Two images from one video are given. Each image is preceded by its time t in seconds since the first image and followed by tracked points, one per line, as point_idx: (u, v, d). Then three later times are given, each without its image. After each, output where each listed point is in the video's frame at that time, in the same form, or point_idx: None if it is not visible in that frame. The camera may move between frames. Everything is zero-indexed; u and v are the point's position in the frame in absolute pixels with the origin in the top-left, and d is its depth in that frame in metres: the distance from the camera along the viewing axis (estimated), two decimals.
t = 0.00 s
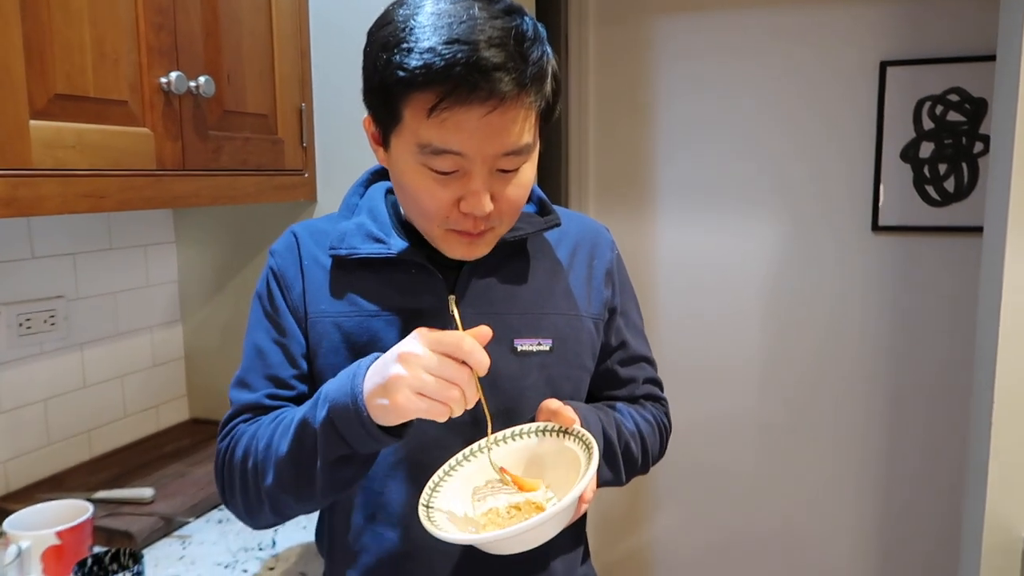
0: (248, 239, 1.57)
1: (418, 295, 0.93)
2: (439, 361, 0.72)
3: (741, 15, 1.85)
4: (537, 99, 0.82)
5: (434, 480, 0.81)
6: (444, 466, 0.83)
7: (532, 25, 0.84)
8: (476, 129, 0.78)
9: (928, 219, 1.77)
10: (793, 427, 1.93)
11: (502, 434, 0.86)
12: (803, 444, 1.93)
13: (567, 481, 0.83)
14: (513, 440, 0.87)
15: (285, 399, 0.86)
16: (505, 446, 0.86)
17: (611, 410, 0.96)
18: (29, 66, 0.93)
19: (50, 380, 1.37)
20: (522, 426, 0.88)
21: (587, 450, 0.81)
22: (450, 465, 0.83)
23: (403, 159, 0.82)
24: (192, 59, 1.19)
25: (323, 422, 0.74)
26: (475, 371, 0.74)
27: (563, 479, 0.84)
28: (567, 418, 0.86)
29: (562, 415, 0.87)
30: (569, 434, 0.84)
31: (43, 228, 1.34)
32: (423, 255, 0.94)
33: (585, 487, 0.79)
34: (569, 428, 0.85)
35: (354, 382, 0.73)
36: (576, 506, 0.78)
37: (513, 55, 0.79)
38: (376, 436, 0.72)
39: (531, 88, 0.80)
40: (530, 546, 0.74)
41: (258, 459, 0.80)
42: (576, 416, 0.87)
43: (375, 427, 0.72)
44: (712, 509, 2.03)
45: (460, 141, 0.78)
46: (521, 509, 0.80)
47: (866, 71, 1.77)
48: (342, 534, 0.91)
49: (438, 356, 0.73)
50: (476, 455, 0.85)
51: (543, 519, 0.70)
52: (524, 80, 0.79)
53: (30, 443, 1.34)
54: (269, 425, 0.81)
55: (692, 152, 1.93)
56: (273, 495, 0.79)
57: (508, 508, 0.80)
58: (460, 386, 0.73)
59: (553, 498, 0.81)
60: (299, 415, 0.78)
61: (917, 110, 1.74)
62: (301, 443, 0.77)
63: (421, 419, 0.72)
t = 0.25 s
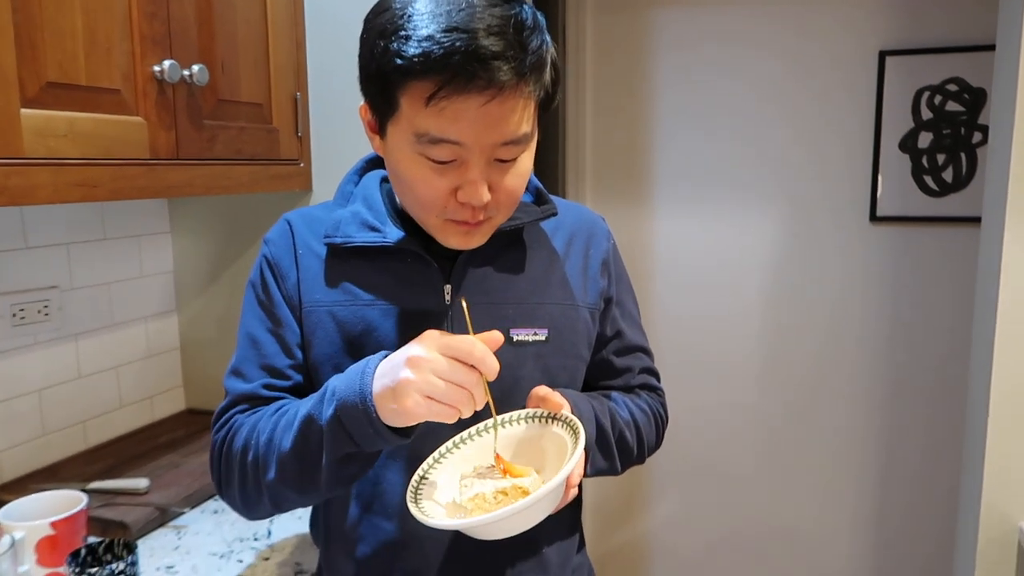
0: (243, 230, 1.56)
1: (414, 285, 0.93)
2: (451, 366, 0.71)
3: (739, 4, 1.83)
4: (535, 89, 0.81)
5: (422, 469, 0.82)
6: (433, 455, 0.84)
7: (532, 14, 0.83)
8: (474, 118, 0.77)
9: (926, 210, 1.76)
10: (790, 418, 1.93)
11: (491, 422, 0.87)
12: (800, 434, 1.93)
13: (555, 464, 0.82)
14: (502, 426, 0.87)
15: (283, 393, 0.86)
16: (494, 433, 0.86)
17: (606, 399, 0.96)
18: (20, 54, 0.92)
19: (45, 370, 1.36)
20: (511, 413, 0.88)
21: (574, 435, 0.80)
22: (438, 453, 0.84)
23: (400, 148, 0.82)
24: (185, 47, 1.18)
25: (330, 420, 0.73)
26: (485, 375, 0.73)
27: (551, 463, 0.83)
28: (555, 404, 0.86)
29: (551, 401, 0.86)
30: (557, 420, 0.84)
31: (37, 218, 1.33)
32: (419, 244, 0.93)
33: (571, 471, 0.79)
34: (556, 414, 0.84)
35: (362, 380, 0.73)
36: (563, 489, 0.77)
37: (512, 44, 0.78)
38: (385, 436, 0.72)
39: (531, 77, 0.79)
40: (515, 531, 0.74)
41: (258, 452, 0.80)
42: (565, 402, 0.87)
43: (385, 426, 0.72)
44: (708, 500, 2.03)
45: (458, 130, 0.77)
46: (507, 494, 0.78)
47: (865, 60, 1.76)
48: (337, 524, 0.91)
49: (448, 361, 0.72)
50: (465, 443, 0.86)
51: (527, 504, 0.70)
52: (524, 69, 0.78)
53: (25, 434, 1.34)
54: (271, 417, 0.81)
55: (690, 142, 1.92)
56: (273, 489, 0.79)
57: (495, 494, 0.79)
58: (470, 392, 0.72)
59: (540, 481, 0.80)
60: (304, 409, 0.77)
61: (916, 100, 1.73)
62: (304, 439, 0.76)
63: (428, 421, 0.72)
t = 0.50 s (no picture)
0: (237, 216, 1.55)
1: (408, 272, 0.92)
2: (390, 405, 0.69)
3: None
4: (533, 74, 0.80)
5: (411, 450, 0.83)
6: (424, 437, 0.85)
7: None
8: (470, 103, 0.76)
9: (924, 196, 1.75)
10: (786, 404, 1.94)
11: (484, 405, 0.87)
12: (796, 420, 1.94)
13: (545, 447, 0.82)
14: (496, 411, 0.86)
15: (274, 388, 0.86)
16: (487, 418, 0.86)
17: (601, 387, 0.95)
18: (9, 37, 0.91)
19: (39, 357, 1.36)
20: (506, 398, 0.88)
21: (565, 419, 0.80)
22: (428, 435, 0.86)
23: (395, 133, 0.80)
24: (176, 31, 1.17)
25: (302, 436, 0.74)
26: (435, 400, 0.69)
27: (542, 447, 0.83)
28: (551, 390, 0.84)
29: (546, 387, 0.85)
30: (552, 407, 0.84)
31: (29, 204, 1.32)
32: (412, 233, 0.93)
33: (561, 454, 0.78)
34: (552, 401, 0.84)
35: (327, 401, 0.73)
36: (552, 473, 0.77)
37: (509, 27, 0.77)
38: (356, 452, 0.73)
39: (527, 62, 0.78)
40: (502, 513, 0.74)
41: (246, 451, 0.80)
42: (560, 389, 0.85)
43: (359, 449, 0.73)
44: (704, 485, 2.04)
45: (454, 114, 0.76)
46: (495, 477, 0.78)
47: (864, 45, 1.75)
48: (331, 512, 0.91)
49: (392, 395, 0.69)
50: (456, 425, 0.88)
51: (511, 486, 0.70)
52: (521, 53, 0.77)
53: (20, 421, 1.33)
54: (257, 418, 0.81)
55: (688, 127, 1.91)
56: (262, 488, 0.80)
57: (483, 476, 0.78)
58: (423, 420, 0.69)
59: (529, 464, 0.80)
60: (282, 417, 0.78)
61: (915, 84, 1.72)
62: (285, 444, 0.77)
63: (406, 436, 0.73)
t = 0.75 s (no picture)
0: (236, 214, 1.55)
1: (403, 272, 0.92)
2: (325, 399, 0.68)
3: None
4: (525, 73, 0.80)
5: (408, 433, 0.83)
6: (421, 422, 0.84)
7: None
8: (462, 103, 0.76)
9: (922, 194, 1.75)
10: (784, 402, 1.94)
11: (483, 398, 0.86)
12: (794, 419, 1.94)
13: (537, 445, 0.82)
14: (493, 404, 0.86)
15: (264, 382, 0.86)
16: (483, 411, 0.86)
17: (598, 385, 0.95)
18: (4, 36, 0.91)
19: (37, 355, 1.36)
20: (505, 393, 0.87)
21: (557, 418, 0.80)
22: (428, 421, 0.85)
23: (389, 133, 0.80)
24: (173, 30, 1.16)
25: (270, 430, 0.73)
26: (365, 376, 0.67)
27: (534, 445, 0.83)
28: (546, 389, 0.84)
29: (543, 386, 0.85)
30: (547, 407, 0.83)
31: (27, 202, 1.32)
32: (407, 233, 0.93)
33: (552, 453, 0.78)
34: (547, 400, 0.83)
35: (288, 394, 0.72)
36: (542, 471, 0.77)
37: (501, 26, 0.77)
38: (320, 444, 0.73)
39: (519, 62, 0.78)
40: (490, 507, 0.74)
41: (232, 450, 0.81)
42: (556, 389, 0.86)
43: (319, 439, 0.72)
44: (702, 483, 2.04)
45: (446, 115, 0.76)
46: (481, 471, 0.78)
47: (863, 43, 1.74)
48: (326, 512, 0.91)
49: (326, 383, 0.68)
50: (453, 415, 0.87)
51: (502, 480, 0.70)
52: (513, 54, 0.77)
53: (18, 419, 1.34)
54: (242, 416, 0.81)
55: (687, 126, 1.90)
56: (247, 485, 0.80)
57: (471, 470, 0.78)
58: (361, 399, 0.68)
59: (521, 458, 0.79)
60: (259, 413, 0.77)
61: (914, 83, 1.72)
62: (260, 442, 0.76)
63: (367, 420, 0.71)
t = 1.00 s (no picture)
0: (235, 216, 1.55)
1: (402, 274, 0.92)
2: (301, 389, 0.68)
3: None
4: (523, 75, 0.80)
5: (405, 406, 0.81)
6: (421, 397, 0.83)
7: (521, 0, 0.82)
8: (459, 106, 0.75)
9: (923, 197, 1.75)
10: (784, 405, 1.94)
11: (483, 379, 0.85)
12: (794, 421, 1.93)
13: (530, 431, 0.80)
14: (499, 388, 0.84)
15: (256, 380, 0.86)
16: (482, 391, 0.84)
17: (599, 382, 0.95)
18: (4, 37, 0.91)
19: (37, 356, 1.36)
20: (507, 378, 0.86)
21: (551, 403, 0.78)
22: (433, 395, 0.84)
23: (387, 136, 0.80)
24: (173, 32, 1.17)
25: (248, 424, 0.74)
26: (342, 364, 0.67)
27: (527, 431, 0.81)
28: (545, 376, 0.83)
29: (542, 373, 0.84)
30: (545, 394, 0.80)
31: (27, 203, 1.32)
32: (407, 235, 0.93)
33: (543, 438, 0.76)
34: (544, 388, 0.81)
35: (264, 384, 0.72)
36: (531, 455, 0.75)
37: (498, 29, 0.77)
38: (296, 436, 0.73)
39: (517, 65, 0.78)
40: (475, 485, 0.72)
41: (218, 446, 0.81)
42: (556, 376, 0.84)
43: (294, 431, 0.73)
44: (702, 486, 2.04)
45: (444, 117, 0.76)
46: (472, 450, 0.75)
47: (863, 46, 1.74)
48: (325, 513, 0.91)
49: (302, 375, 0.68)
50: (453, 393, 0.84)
51: (488, 458, 0.68)
52: (511, 58, 0.77)
53: (17, 420, 1.34)
54: (230, 414, 0.82)
55: (687, 128, 1.90)
56: (233, 482, 0.80)
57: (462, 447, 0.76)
58: (340, 388, 0.68)
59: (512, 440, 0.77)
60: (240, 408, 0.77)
61: (915, 86, 1.72)
62: (240, 435, 0.77)
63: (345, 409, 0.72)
